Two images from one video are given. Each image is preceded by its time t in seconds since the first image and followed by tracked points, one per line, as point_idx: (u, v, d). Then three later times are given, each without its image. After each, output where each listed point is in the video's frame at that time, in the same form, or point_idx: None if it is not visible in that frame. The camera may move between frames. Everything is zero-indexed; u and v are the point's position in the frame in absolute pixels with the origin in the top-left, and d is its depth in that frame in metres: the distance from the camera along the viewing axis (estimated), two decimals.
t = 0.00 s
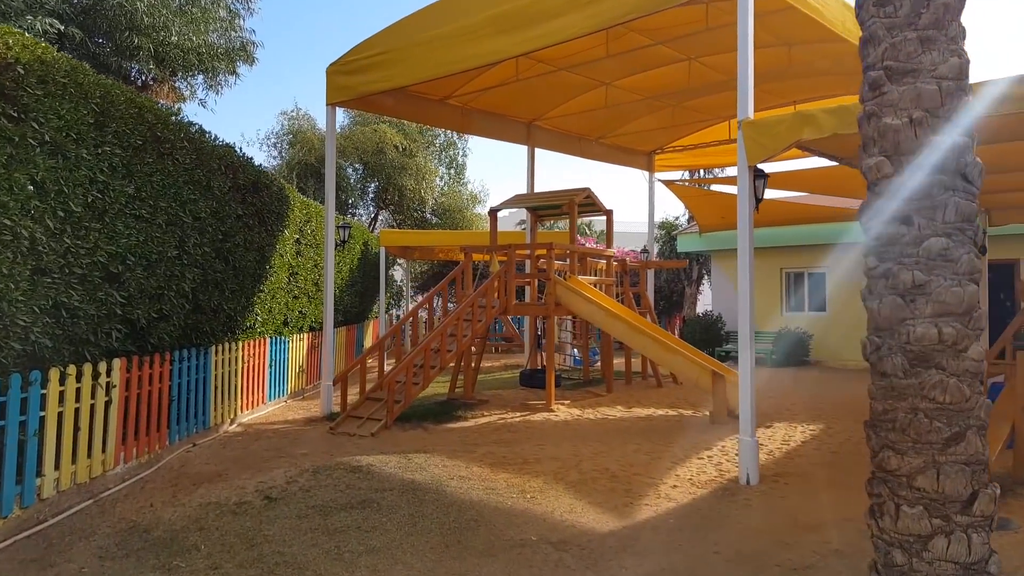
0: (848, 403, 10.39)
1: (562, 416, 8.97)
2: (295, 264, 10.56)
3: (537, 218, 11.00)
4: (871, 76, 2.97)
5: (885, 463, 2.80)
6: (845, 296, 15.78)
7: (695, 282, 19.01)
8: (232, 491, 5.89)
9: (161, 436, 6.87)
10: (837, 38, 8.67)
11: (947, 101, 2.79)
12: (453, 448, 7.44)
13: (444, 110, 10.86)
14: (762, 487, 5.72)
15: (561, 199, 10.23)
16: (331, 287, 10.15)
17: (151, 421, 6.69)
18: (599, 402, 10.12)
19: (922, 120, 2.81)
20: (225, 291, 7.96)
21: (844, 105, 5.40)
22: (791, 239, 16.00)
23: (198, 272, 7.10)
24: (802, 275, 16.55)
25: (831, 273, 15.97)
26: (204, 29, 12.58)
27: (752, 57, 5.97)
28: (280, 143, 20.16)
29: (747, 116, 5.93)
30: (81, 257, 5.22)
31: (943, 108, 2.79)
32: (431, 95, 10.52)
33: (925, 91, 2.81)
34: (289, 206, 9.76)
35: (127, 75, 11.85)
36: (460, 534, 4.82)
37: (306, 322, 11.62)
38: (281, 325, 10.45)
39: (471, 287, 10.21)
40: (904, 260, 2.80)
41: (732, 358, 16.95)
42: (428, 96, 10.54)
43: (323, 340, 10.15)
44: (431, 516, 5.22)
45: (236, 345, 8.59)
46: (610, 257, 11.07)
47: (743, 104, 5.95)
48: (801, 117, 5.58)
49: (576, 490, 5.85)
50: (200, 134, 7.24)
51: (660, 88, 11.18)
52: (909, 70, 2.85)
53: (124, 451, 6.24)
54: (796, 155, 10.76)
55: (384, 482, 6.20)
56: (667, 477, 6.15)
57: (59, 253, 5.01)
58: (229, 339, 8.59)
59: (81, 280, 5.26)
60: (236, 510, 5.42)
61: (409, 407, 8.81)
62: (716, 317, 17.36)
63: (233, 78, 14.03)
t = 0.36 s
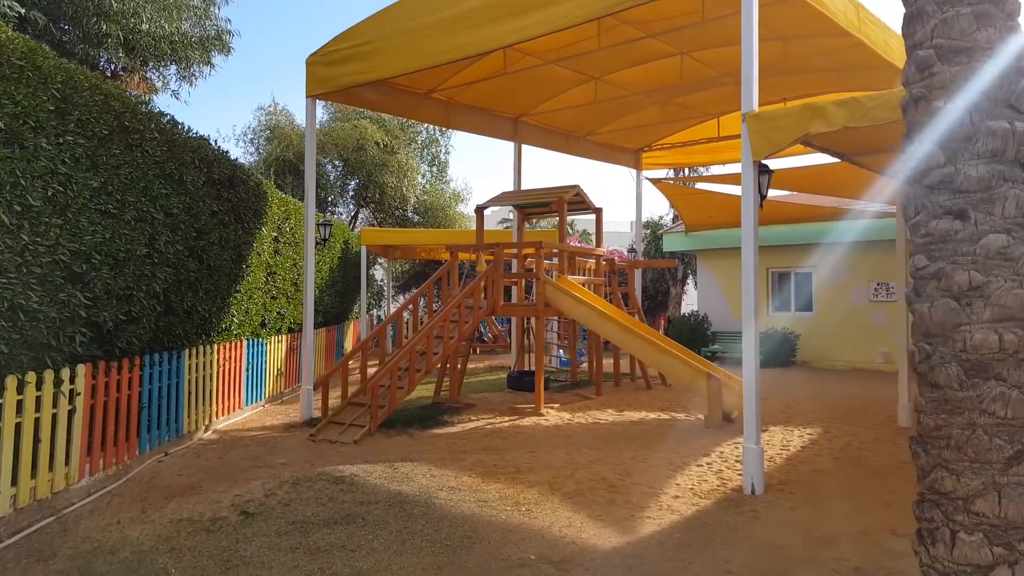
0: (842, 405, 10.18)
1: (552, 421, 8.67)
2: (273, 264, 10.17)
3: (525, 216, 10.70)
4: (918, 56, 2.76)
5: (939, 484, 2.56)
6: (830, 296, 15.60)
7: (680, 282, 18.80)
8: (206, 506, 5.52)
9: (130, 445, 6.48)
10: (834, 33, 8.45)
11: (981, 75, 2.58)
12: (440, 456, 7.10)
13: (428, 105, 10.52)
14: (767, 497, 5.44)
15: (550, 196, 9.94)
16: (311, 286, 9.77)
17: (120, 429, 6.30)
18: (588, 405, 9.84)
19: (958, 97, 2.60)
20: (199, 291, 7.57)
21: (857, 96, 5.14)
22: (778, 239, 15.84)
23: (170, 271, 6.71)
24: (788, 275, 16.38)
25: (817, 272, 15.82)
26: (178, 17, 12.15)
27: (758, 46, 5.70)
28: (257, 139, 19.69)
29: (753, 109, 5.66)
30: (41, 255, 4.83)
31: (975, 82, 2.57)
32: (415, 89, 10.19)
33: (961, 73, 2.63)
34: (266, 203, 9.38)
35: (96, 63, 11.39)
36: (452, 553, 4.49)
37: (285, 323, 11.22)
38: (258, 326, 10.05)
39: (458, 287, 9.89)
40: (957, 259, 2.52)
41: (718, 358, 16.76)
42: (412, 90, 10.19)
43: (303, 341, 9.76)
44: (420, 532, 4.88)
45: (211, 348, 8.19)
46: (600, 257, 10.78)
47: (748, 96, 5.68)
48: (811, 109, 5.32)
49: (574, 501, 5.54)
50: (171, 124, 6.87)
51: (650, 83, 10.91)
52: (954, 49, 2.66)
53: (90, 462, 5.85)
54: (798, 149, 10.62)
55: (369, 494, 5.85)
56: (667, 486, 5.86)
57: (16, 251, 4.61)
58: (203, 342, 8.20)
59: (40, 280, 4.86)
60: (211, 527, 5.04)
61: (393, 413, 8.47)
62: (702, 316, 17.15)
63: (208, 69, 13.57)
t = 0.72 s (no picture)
0: (804, 405, 10.09)
1: (514, 424, 8.35)
2: (220, 261, 9.65)
3: (485, 213, 10.38)
4: (942, 32, 2.66)
5: (967, 498, 2.51)
6: (786, 294, 15.63)
7: (637, 281, 18.72)
8: (146, 523, 5.07)
9: (61, 457, 5.97)
10: (801, 32, 8.35)
11: (964, 39, 2.57)
12: (399, 463, 6.73)
13: (385, 96, 10.14)
14: (745, 503, 5.22)
15: (513, 193, 9.64)
16: (260, 285, 9.28)
17: (48, 440, 5.79)
18: (551, 407, 9.56)
19: (943, 65, 2.64)
20: (139, 290, 7.07)
21: (838, 89, 4.94)
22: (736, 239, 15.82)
23: (106, 267, 6.21)
24: (745, 273, 16.39)
25: (773, 273, 15.84)
26: None
27: (735, 37, 5.50)
28: (203, 131, 18.97)
29: (730, 102, 5.45)
30: None
31: (956, 47, 2.57)
32: (371, 78, 9.79)
33: (951, 36, 2.64)
34: (212, 197, 8.87)
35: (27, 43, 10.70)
36: (418, 572, 4.14)
37: (232, 323, 10.68)
38: (202, 327, 9.51)
39: (416, 287, 9.51)
40: (988, 252, 2.44)
41: (676, 358, 16.69)
42: (368, 80, 9.80)
43: (251, 343, 9.28)
44: (383, 549, 4.52)
45: (152, 351, 7.67)
46: (563, 255, 10.51)
47: (725, 88, 5.47)
48: (790, 101, 5.12)
49: (545, 511, 5.24)
50: (108, 109, 6.36)
51: (613, 79, 10.69)
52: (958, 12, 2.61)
53: (14, 477, 5.34)
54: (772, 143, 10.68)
55: (325, 506, 5.47)
56: (641, 492, 5.60)
57: None
58: (143, 344, 7.67)
59: None
60: (150, 547, 4.60)
61: (349, 418, 8.08)
62: (660, 316, 17.06)
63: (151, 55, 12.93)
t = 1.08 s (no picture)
0: (772, 405, 9.97)
1: (481, 428, 8.03)
2: (166, 258, 9.13)
3: (447, 209, 10.04)
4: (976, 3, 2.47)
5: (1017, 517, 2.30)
6: (747, 293, 15.59)
7: (598, 280, 18.57)
8: (84, 545, 4.62)
9: None
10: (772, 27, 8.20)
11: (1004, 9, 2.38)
12: (362, 472, 6.35)
13: (343, 87, 9.73)
14: (729, 511, 4.99)
15: (477, 189, 9.31)
16: (210, 284, 8.79)
17: None
18: (517, 410, 9.25)
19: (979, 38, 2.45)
20: (78, 288, 6.56)
21: (825, 78, 4.73)
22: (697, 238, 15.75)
23: (41, 264, 5.72)
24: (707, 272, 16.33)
25: (734, 272, 15.80)
26: None
27: (716, 24, 5.27)
28: (150, 124, 18.23)
29: (711, 92, 5.22)
30: None
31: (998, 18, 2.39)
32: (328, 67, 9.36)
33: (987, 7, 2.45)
34: (158, 190, 8.35)
35: None
36: None
37: (180, 324, 10.14)
38: (148, 329, 8.97)
39: (377, 286, 9.12)
40: None
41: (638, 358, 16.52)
42: (325, 69, 9.38)
43: (201, 344, 8.77)
44: (347, 569, 4.16)
45: (92, 355, 7.15)
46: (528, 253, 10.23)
47: (707, 78, 5.24)
48: (775, 91, 4.90)
49: (520, 523, 4.93)
50: (41, 92, 5.90)
51: (579, 73, 10.44)
52: None
53: None
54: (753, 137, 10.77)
55: (284, 521, 5.08)
56: (619, 501, 5.33)
57: None
58: (82, 347, 7.15)
59: None
60: (88, 573, 4.16)
61: (306, 424, 7.66)
62: (622, 316, 16.93)
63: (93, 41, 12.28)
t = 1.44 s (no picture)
0: (754, 407, 9.77)
1: (457, 435, 7.70)
2: (125, 257, 8.66)
3: (421, 206, 9.69)
4: None
5: None
6: (723, 293, 15.44)
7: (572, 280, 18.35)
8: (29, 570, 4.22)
9: None
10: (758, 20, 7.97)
11: None
12: (333, 484, 5.99)
13: (311, 78, 9.32)
14: (725, 524, 4.73)
15: (453, 185, 8.96)
16: (172, 284, 8.34)
17: None
18: (495, 414, 8.94)
19: None
20: (28, 289, 6.13)
21: (827, 68, 4.49)
22: (672, 237, 15.59)
23: None
24: (682, 272, 16.15)
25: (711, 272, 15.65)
26: None
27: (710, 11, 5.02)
28: (110, 118, 17.59)
29: (705, 82, 4.95)
30: None
31: None
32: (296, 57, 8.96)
33: None
34: (116, 185, 7.90)
35: None
36: None
37: (141, 326, 9.66)
38: (106, 331, 8.50)
39: (348, 286, 8.74)
40: None
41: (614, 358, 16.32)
42: (294, 59, 8.98)
43: (162, 347, 8.32)
44: None
45: (43, 359, 6.71)
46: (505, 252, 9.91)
47: (700, 67, 4.98)
48: (773, 81, 4.66)
49: (505, 540, 4.62)
50: None
51: (557, 67, 10.15)
52: None
53: None
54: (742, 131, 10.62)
55: (250, 539, 4.72)
56: (608, 514, 5.04)
57: None
58: (33, 352, 6.70)
59: None
60: None
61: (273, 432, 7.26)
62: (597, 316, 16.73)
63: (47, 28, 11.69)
